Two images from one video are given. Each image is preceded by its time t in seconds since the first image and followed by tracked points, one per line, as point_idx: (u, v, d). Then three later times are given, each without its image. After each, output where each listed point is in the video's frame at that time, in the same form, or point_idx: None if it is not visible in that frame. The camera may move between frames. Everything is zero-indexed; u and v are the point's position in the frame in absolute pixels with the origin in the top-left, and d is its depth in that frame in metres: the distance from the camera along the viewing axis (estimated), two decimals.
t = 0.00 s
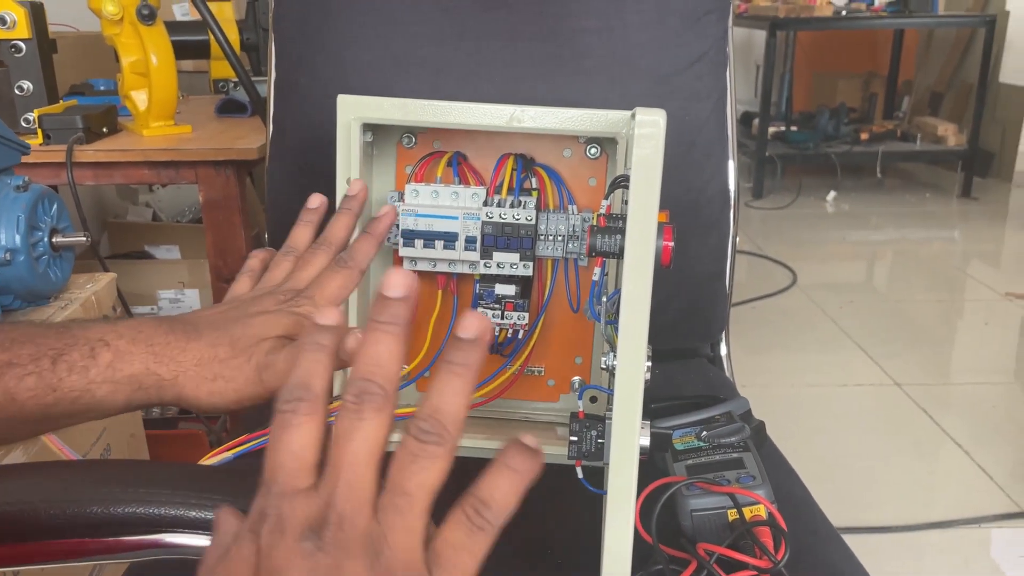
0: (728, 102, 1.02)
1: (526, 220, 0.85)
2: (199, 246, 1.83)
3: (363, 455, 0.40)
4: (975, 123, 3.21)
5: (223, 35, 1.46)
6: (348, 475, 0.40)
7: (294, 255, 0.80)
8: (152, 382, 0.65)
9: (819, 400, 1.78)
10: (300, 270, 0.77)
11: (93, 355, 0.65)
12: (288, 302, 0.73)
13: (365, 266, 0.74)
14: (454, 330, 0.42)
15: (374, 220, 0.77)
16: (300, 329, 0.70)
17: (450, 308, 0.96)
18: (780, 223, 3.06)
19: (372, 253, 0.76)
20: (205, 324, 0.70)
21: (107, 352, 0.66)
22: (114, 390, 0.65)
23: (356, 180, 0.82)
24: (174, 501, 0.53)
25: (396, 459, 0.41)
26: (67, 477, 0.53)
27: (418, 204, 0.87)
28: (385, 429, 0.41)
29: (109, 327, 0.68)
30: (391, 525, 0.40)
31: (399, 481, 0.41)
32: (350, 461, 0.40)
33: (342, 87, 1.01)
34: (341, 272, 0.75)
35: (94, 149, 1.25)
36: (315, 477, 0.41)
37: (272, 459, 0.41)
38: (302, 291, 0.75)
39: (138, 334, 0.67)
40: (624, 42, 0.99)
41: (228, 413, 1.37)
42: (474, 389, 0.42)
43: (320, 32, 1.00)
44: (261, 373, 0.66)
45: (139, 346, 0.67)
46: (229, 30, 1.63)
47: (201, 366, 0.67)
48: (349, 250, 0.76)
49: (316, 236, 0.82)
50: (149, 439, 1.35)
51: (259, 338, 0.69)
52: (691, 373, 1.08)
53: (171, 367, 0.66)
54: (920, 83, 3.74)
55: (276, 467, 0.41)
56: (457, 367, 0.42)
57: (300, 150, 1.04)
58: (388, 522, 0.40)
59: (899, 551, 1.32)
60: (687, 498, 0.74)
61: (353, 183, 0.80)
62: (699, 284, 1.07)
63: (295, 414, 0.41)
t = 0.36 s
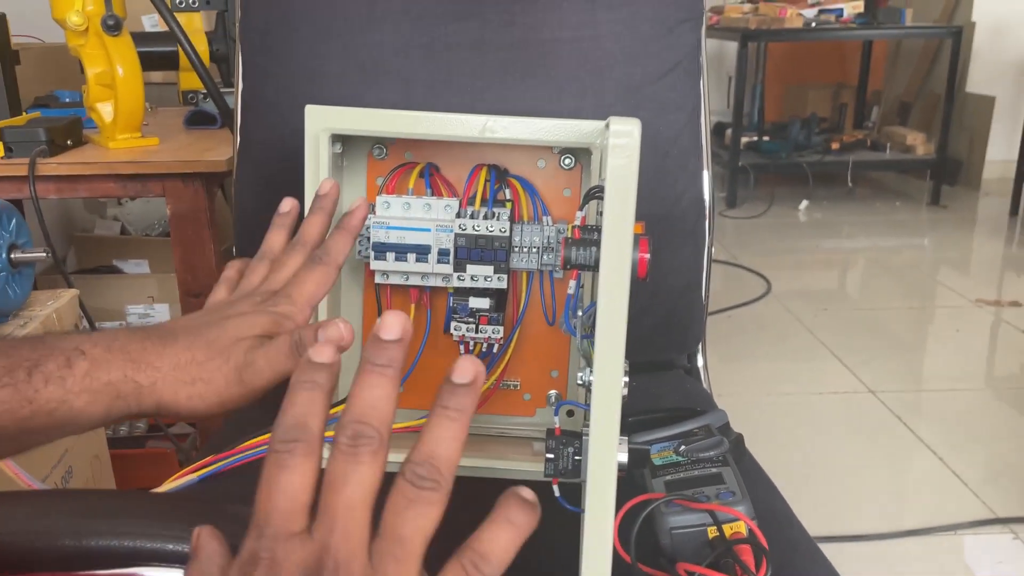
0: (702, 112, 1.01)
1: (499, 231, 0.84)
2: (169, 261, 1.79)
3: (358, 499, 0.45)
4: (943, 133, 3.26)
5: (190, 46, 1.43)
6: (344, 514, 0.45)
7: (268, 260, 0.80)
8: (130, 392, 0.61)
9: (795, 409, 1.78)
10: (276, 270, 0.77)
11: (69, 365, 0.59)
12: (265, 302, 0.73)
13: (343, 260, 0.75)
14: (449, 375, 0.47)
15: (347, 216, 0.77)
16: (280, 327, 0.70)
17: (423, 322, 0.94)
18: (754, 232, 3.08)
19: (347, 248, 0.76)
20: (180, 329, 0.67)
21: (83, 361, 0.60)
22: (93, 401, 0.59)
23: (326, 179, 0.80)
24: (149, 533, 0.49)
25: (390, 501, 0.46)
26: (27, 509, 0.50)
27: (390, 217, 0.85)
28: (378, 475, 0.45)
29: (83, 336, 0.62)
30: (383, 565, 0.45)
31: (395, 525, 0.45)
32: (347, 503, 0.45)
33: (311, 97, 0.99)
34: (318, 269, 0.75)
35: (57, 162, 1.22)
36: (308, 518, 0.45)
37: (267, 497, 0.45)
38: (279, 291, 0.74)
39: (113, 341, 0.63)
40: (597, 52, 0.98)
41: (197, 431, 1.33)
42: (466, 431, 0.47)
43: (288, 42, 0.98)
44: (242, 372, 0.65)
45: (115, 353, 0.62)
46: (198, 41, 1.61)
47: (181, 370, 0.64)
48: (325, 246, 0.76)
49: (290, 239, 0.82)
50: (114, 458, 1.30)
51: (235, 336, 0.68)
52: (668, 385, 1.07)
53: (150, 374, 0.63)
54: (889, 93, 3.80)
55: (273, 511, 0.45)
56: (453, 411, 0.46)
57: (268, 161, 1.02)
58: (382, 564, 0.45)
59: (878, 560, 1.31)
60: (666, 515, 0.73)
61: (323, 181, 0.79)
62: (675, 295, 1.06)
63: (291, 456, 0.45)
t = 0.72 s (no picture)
0: (679, 111, 1.00)
1: (476, 233, 0.82)
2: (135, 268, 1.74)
3: (352, 547, 0.45)
4: (912, 135, 3.30)
5: (155, 48, 1.39)
6: (335, 564, 0.44)
7: (243, 278, 0.77)
8: (98, 418, 0.56)
9: (772, 410, 1.78)
10: (251, 288, 0.74)
11: (30, 389, 0.54)
12: (241, 321, 0.69)
13: (322, 277, 0.72)
14: (460, 422, 0.46)
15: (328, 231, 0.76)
16: (257, 347, 0.66)
17: (398, 327, 0.92)
18: (727, 235, 3.09)
19: (328, 263, 0.74)
20: (150, 351, 0.63)
21: (47, 384, 0.55)
22: (56, 428, 0.54)
23: (304, 197, 0.79)
24: (112, 552, 0.45)
25: (389, 554, 0.45)
26: None
27: (362, 218, 0.83)
28: (376, 523, 0.46)
29: (44, 358, 0.57)
30: None
31: None
32: (340, 551, 0.45)
33: (280, 97, 0.97)
34: (296, 286, 0.72)
35: (17, 166, 1.18)
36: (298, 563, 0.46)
37: (255, 540, 0.45)
38: (255, 310, 0.71)
39: (79, 363, 0.57)
40: (572, 50, 0.97)
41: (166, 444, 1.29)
42: (473, 483, 0.46)
43: (256, 40, 0.96)
44: (216, 395, 0.60)
45: (82, 376, 0.57)
46: (164, 43, 1.57)
47: (152, 393, 0.59)
48: (303, 262, 0.74)
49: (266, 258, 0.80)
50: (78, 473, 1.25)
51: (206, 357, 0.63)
52: (648, 387, 1.05)
53: (119, 399, 0.58)
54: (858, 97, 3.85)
55: (261, 554, 0.45)
56: (461, 460, 0.46)
57: (236, 163, 0.99)
58: None
59: (857, 561, 1.31)
60: (652, 521, 0.72)
61: (301, 198, 0.79)
62: (654, 297, 1.05)
63: (284, 496, 0.46)
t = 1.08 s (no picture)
0: (669, 107, 1.00)
1: (467, 229, 0.81)
2: (118, 266, 1.73)
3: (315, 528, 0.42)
4: (895, 132, 3.33)
5: (139, 43, 1.38)
6: (300, 545, 0.42)
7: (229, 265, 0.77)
8: (68, 413, 0.56)
9: (759, 405, 1.79)
10: (233, 278, 0.73)
11: None
12: (222, 309, 0.66)
13: (307, 261, 0.70)
14: (428, 394, 0.43)
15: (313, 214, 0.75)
16: (238, 334, 0.63)
17: (389, 325, 0.91)
18: (713, 231, 3.11)
19: (313, 248, 0.72)
20: (126, 341, 0.62)
21: (13, 381, 0.56)
22: (25, 425, 0.55)
23: (292, 175, 0.78)
24: (98, 552, 0.45)
25: (355, 532, 0.43)
26: None
27: (353, 215, 0.82)
28: (339, 499, 0.42)
29: (14, 354, 0.59)
30: None
31: (358, 558, 0.42)
32: (302, 531, 0.42)
33: (268, 92, 0.96)
34: (281, 271, 0.70)
35: None
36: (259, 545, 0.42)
37: (210, 522, 0.42)
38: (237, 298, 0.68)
39: (49, 358, 0.59)
40: (562, 45, 0.97)
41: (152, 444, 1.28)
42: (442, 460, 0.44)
43: (243, 35, 0.95)
44: (192, 388, 0.57)
45: (50, 371, 0.57)
46: (148, 38, 1.55)
47: (124, 386, 0.58)
48: (287, 247, 0.72)
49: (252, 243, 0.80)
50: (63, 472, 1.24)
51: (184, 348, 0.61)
52: (639, 384, 1.06)
53: (90, 394, 0.57)
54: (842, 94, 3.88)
55: (218, 536, 0.42)
56: (430, 434, 0.44)
57: (222, 159, 0.98)
58: None
59: (843, 554, 1.32)
60: (646, 517, 0.72)
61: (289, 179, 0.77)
62: (645, 293, 1.05)
63: (240, 477, 0.42)
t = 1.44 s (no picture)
0: (664, 102, 1.01)
1: (462, 222, 0.81)
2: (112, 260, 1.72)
3: (338, 558, 0.43)
4: (888, 128, 3.35)
5: (133, 37, 1.37)
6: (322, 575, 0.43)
7: (230, 280, 0.72)
8: (65, 424, 0.54)
9: (753, 400, 1.80)
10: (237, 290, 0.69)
11: None
12: (223, 324, 0.63)
13: (310, 278, 0.66)
14: (454, 430, 0.45)
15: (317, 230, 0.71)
16: (238, 350, 0.60)
17: (384, 319, 0.91)
18: (707, 226, 3.12)
19: (316, 265, 0.68)
20: (126, 354, 0.60)
21: (13, 390, 0.54)
22: (21, 435, 0.53)
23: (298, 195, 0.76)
24: (91, 543, 0.45)
25: (378, 564, 0.44)
26: None
27: (348, 209, 0.82)
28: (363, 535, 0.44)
29: (15, 362, 0.57)
30: None
31: None
32: (325, 562, 0.43)
33: (264, 86, 0.96)
34: (282, 288, 0.66)
35: None
36: (285, 575, 0.44)
37: (239, 551, 0.43)
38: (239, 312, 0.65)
39: (48, 367, 0.56)
40: (558, 40, 0.97)
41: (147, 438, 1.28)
42: (465, 495, 0.45)
43: (239, 29, 0.95)
44: (190, 402, 0.55)
45: (49, 381, 0.55)
46: (141, 32, 1.54)
47: (122, 399, 0.56)
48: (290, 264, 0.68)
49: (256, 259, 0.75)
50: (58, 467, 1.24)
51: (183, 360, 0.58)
52: (634, 377, 1.06)
53: (88, 404, 0.55)
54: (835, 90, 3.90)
55: (244, 563, 0.43)
56: (454, 469, 0.45)
57: (218, 153, 0.97)
58: None
59: (836, 548, 1.33)
60: (640, 508, 0.72)
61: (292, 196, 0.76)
62: (640, 287, 1.05)
63: (267, 505, 0.44)
